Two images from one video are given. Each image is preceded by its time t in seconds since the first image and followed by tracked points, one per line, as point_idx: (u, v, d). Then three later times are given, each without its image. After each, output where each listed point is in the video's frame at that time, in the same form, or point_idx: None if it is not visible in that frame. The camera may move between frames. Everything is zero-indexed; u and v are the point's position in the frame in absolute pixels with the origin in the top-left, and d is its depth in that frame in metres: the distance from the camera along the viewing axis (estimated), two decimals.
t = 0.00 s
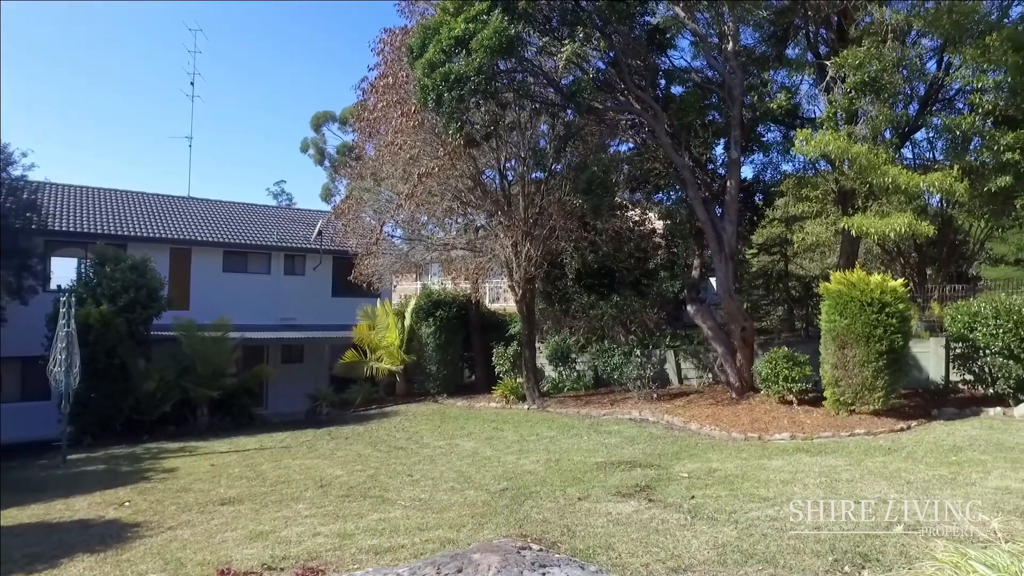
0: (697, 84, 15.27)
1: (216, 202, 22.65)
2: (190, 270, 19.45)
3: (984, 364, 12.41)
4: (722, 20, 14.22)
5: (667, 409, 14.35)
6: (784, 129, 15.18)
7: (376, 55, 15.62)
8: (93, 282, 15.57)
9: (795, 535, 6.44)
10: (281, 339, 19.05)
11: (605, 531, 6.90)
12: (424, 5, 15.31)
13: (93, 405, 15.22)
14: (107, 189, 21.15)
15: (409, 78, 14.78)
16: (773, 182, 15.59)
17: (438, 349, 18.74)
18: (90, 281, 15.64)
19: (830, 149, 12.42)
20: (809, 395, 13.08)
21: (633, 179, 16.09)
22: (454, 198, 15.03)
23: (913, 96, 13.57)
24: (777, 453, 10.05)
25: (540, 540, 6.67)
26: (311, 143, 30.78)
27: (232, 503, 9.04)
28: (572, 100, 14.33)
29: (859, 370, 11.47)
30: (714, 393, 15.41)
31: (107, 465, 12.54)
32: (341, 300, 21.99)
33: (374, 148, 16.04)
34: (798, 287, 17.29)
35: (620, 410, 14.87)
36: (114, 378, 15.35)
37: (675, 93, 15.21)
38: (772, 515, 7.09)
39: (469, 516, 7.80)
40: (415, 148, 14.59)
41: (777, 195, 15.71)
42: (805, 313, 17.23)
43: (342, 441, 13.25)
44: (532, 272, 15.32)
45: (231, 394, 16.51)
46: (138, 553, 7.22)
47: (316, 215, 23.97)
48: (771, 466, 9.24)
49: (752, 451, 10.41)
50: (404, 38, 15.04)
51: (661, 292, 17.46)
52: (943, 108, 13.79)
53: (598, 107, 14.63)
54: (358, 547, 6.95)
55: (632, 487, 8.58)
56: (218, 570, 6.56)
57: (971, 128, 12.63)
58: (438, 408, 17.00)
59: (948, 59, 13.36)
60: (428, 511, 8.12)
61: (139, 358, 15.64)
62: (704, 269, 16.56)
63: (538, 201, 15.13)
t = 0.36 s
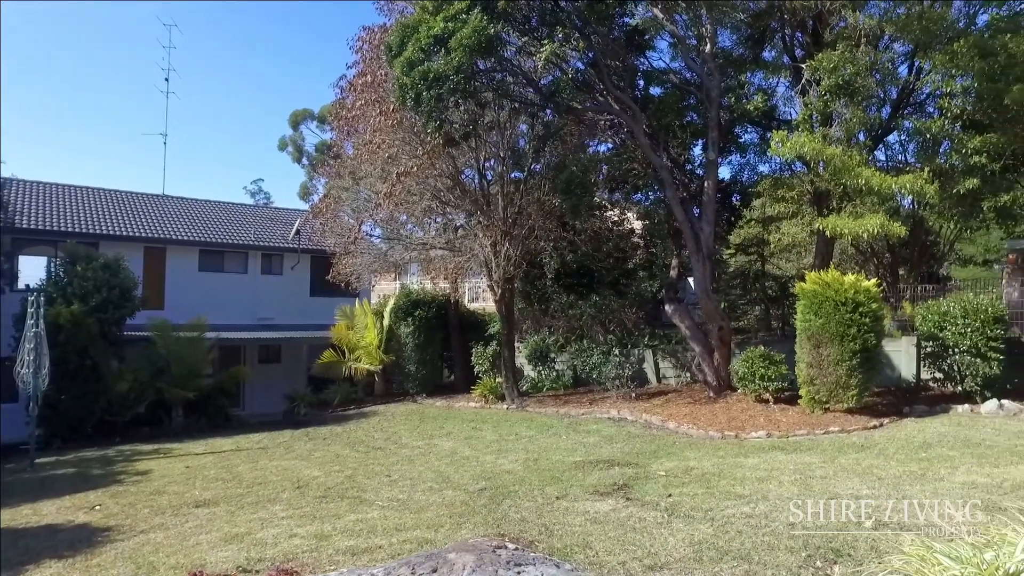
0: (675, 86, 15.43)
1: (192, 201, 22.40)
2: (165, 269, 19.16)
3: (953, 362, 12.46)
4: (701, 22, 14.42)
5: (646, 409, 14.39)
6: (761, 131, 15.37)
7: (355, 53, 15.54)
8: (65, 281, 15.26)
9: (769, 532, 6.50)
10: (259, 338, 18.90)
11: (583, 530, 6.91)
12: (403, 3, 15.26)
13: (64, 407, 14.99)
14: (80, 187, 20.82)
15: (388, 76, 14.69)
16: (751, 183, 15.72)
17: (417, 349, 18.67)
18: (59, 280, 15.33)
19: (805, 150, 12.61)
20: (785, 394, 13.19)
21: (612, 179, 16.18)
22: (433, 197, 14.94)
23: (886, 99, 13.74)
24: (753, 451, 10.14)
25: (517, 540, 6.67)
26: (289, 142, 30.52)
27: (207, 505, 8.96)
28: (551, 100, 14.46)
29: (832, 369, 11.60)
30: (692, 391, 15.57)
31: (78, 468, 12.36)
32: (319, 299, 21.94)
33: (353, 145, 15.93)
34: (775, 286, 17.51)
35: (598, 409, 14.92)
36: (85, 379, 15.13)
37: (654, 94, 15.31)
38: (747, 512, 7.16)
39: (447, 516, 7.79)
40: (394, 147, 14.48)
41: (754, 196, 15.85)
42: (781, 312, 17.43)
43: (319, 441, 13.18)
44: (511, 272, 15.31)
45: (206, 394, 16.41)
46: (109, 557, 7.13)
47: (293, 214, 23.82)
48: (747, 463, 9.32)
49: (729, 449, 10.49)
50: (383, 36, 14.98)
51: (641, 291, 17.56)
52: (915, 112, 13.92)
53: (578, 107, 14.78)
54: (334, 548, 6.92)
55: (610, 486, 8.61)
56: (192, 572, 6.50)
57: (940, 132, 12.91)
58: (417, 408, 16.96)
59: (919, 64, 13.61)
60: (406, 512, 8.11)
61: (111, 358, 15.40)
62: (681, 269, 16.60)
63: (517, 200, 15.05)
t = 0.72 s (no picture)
0: (652, 86, 15.52)
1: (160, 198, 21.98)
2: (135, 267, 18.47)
3: (921, 361, 12.76)
4: (677, 24, 14.56)
5: (623, 408, 14.42)
6: (737, 132, 15.51)
7: (331, 51, 15.44)
8: (31, 280, 13.86)
9: (743, 529, 6.56)
10: (232, 337, 18.79)
11: (559, 530, 6.92)
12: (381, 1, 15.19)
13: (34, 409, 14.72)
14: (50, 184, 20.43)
15: (364, 74, 14.60)
16: (726, 184, 15.83)
17: (393, 348, 18.61)
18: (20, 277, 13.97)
19: (779, 152, 12.75)
20: (759, 392, 13.33)
21: (589, 179, 16.26)
22: (410, 197, 14.81)
23: (857, 102, 13.97)
24: (728, 449, 10.23)
25: (493, 540, 6.66)
26: (265, 140, 30.19)
27: (179, 508, 8.85)
28: (528, 99, 14.67)
29: (805, 367, 11.74)
30: (668, 390, 15.67)
31: (47, 471, 12.14)
32: (294, 299, 21.90)
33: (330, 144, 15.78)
34: (750, 285, 17.66)
35: (575, 409, 14.95)
36: (52, 382, 14.30)
37: (631, 94, 15.42)
38: (721, 509, 7.21)
39: (423, 516, 7.78)
40: (370, 146, 14.35)
41: (729, 197, 15.96)
42: (756, 312, 17.50)
43: (295, 443, 13.09)
44: (489, 272, 15.34)
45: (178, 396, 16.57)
46: (78, 562, 7.02)
47: (269, 213, 23.62)
48: (721, 461, 9.40)
49: (704, 447, 10.57)
50: (360, 34, 14.90)
51: (618, 291, 17.65)
52: (885, 115, 14.06)
53: (555, 107, 14.87)
54: (309, 550, 6.88)
55: (586, 485, 8.62)
56: None
57: (910, 135, 13.06)
58: (393, 408, 16.91)
59: (890, 69, 13.73)
60: (382, 512, 8.07)
61: (80, 359, 14.81)
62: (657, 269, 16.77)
63: (495, 200, 15.03)
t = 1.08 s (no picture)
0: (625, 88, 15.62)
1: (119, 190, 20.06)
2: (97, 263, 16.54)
3: (887, 359, 12.93)
4: (650, 26, 14.63)
5: (596, 407, 14.48)
6: (708, 134, 15.71)
7: (303, 48, 15.34)
8: None
9: (712, 526, 6.62)
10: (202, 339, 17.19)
11: (531, 529, 6.93)
12: None
13: None
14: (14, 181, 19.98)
15: (337, 72, 14.52)
16: (698, 185, 15.99)
17: (367, 348, 18.52)
18: None
19: (751, 154, 12.89)
20: (731, 391, 13.44)
21: (562, 180, 16.30)
22: (383, 195, 14.70)
23: (825, 106, 14.11)
24: (699, 447, 10.32)
25: (465, 540, 6.66)
26: (235, 137, 29.80)
27: (145, 512, 8.70)
28: (502, 99, 14.51)
29: (776, 367, 11.84)
30: (641, 390, 15.69)
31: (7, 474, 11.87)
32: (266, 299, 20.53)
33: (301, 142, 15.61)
34: (722, 285, 17.88)
35: (548, 408, 14.98)
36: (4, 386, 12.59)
37: (605, 95, 15.46)
38: (692, 507, 7.27)
39: (395, 516, 7.76)
40: (342, 144, 14.26)
41: (702, 198, 16.06)
42: (727, 311, 17.73)
43: (265, 444, 12.96)
44: (462, 271, 15.37)
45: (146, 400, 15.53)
46: (39, 568, 6.87)
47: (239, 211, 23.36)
48: (693, 460, 9.46)
49: (675, 446, 10.66)
50: (332, 31, 14.82)
51: (592, 290, 17.51)
52: (852, 119, 14.22)
53: (528, 107, 14.83)
54: (278, 553, 6.83)
55: (558, 485, 8.64)
56: None
57: (876, 139, 13.24)
58: (366, 408, 16.84)
59: (857, 73, 13.89)
60: (353, 513, 8.03)
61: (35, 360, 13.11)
62: (631, 269, 16.79)
63: (470, 199, 15.10)
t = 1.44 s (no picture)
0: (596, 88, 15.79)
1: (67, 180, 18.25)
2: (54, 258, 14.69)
3: (851, 357, 13.14)
4: (621, 27, 14.72)
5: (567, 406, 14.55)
6: (679, 135, 15.77)
7: (272, 44, 15.18)
8: None
9: (680, 523, 6.67)
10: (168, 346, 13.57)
11: (501, 528, 6.94)
12: None
13: None
14: None
15: (306, 69, 14.39)
16: (669, 185, 16.08)
17: (338, 348, 18.40)
18: None
19: (720, 155, 13.01)
20: (700, 389, 13.62)
21: (533, 180, 16.26)
22: (354, 194, 14.56)
23: (791, 109, 14.22)
24: (668, 445, 10.41)
25: (434, 540, 6.65)
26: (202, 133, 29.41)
27: (106, 517, 8.50)
28: (474, 99, 14.54)
29: (744, 365, 12.01)
30: (612, 389, 15.71)
31: None
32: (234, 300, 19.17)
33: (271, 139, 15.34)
34: (691, 284, 18.10)
35: (520, 408, 15.03)
36: None
37: (577, 95, 15.70)
38: (660, 505, 7.33)
39: (365, 518, 7.73)
40: (312, 143, 13.94)
41: (672, 198, 16.20)
42: (697, 310, 17.72)
43: (233, 446, 12.79)
44: (434, 271, 15.49)
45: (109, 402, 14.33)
46: None
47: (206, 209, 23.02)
48: (662, 458, 9.55)
49: (645, 444, 10.73)
50: (302, 28, 14.69)
51: (561, 290, 17.70)
52: (818, 122, 14.36)
53: (499, 106, 14.93)
54: (245, 556, 6.77)
55: (528, 484, 8.64)
56: None
57: (841, 142, 13.46)
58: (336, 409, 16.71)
59: (824, 77, 13.94)
60: (323, 515, 7.98)
61: None
62: (601, 268, 17.09)
63: (441, 199, 15.01)
